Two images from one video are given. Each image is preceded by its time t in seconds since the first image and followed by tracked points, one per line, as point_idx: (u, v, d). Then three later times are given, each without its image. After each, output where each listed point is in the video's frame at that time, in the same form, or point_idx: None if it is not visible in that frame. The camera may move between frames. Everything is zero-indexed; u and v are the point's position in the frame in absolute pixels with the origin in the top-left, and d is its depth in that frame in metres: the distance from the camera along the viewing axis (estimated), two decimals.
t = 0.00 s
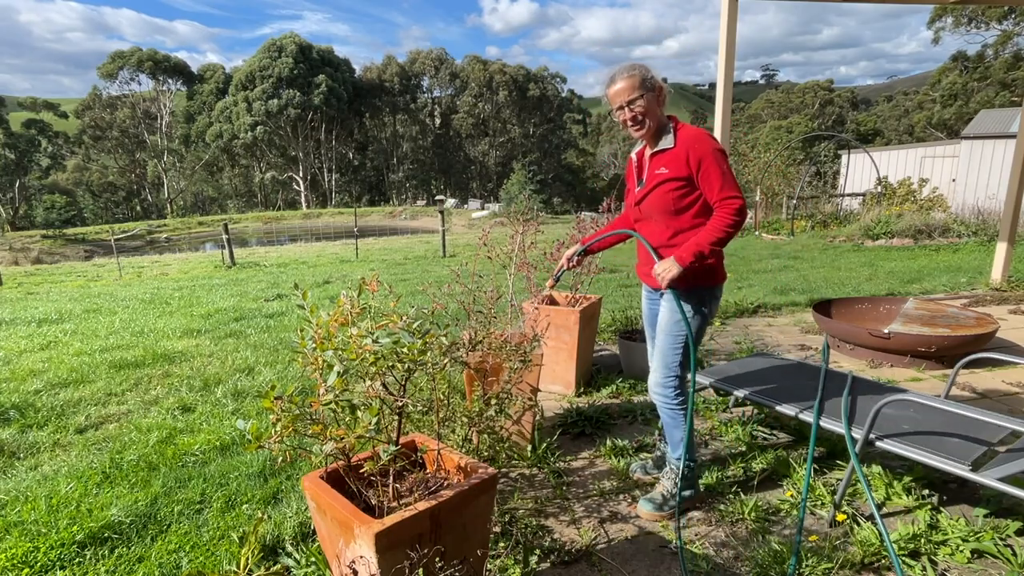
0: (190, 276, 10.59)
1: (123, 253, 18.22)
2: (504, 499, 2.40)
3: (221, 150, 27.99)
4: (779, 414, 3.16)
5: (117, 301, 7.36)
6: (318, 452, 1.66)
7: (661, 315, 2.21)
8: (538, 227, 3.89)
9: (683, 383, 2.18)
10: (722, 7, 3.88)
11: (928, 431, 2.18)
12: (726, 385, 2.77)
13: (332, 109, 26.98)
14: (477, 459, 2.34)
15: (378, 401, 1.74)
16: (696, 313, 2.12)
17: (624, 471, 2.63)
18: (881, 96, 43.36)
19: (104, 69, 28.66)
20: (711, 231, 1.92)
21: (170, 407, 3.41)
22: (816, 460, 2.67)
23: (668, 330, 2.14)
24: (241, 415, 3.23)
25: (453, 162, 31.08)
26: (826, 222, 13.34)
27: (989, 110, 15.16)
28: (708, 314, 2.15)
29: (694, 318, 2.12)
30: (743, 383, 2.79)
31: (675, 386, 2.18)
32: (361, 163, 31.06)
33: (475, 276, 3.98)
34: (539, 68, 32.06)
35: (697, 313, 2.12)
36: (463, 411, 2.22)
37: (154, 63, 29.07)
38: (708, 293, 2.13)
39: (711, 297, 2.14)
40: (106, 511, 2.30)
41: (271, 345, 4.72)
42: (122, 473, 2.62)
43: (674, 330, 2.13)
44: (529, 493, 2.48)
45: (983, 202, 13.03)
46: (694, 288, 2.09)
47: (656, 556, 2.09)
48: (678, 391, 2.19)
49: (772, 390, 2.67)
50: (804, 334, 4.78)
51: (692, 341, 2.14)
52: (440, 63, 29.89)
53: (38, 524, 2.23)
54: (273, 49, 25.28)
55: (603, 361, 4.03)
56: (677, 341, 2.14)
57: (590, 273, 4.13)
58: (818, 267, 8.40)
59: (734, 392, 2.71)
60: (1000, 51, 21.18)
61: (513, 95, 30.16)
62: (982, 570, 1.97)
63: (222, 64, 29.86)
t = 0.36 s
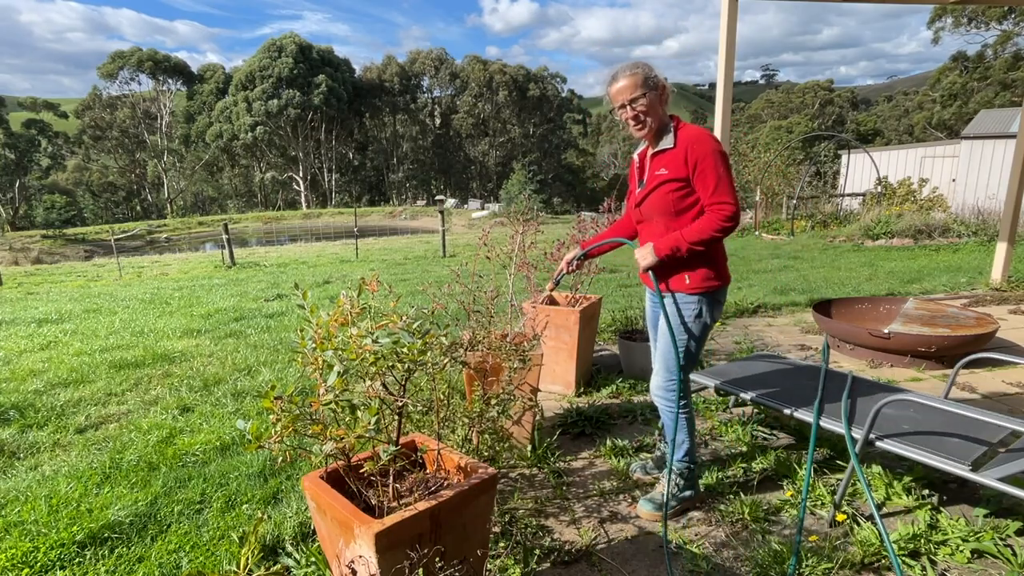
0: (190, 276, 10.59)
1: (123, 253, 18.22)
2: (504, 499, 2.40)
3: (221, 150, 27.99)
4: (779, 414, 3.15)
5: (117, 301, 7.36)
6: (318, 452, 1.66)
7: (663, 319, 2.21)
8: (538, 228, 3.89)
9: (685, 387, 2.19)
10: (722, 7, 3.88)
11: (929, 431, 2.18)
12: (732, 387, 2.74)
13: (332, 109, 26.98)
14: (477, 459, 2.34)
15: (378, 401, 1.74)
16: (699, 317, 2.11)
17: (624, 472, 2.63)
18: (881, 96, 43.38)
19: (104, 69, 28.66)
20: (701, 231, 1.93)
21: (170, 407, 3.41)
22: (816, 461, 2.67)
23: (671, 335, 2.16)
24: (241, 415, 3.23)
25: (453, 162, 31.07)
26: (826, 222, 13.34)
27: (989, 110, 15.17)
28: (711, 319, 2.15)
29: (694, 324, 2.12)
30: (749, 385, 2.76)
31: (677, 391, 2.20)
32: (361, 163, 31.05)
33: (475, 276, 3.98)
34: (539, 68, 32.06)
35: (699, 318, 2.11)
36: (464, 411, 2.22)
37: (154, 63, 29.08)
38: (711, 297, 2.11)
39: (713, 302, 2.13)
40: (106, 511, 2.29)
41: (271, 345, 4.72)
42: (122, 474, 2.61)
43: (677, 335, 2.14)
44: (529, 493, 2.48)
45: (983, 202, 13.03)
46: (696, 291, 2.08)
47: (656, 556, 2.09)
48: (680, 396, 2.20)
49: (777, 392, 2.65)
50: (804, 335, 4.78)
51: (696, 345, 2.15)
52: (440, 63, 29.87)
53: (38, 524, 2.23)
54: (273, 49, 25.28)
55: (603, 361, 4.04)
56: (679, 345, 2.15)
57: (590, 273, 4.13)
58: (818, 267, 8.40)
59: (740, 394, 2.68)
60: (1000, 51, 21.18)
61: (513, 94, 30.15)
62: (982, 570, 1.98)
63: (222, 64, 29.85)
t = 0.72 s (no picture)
0: (190, 276, 10.59)
1: (123, 253, 18.22)
2: (504, 499, 2.40)
3: (221, 150, 27.99)
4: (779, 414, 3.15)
5: (117, 302, 7.35)
6: (318, 451, 1.67)
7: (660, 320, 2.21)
8: (538, 228, 3.89)
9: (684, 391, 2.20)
10: (722, 7, 3.88)
11: (928, 432, 2.18)
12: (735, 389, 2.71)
13: (332, 109, 26.97)
14: (477, 459, 2.34)
15: (378, 401, 1.74)
16: (698, 319, 2.11)
17: (625, 472, 2.62)
18: (881, 96, 43.38)
19: (104, 69, 28.65)
20: (696, 231, 1.95)
21: (169, 407, 3.41)
22: (816, 460, 2.67)
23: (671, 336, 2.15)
24: (242, 415, 3.24)
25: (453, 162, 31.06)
26: (826, 222, 13.34)
27: (989, 110, 15.17)
28: (711, 322, 2.15)
29: (694, 327, 2.12)
30: (748, 385, 2.76)
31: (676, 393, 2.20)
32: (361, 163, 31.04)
33: (475, 276, 3.98)
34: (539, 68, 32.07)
35: (697, 322, 2.11)
36: (463, 412, 2.22)
37: (154, 63, 29.09)
38: (709, 301, 2.11)
39: (712, 306, 2.14)
40: (107, 511, 2.30)
41: (271, 345, 4.72)
42: (122, 474, 2.62)
43: (677, 335, 2.14)
44: (530, 493, 2.48)
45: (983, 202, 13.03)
46: (696, 294, 2.08)
47: (655, 556, 2.09)
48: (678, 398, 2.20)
49: (778, 393, 2.65)
50: (804, 335, 4.79)
51: (695, 346, 2.16)
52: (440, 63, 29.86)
53: (38, 524, 2.23)
54: (273, 49, 25.29)
55: (603, 361, 4.04)
56: (677, 347, 2.16)
57: (590, 273, 4.12)
58: (818, 267, 8.40)
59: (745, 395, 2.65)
60: (999, 51, 21.17)
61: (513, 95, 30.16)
62: (982, 570, 1.98)
63: (222, 64, 29.85)
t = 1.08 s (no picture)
0: (190, 276, 10.59)
1: (123, 253, 18.22)
2: (504, 499, 2.40)
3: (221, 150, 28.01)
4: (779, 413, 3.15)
5: (117, 301, 7.36)
6: (318, 451, 1.67)
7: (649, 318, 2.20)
8: (538, 228, 3.88)
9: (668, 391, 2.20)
10: (722, 7, 3.88)
11: (928, 432, 2.17)
12: (722, 384, 2.70)
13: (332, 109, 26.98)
14: (477, 459, 2.34)
15: (378, 401, 1.74)
16: (686, 318, 2.11)
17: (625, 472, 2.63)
18: (881, 96, 43.37)
19: (104, 69, 28.66)
20: (685, 231, 1.96)
21: (169, 407, 3.41)
22: (816, 460, 2.66)
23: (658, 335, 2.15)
24: (241, 415, 3.24)
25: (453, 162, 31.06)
26: (826, 222, 13.34)
27: (989, 110, 15.17)
28: (697, 322, 2.14)
29: (682, 326, 2.12)
30: (736, 380, 2.77)
31: (659, 392, 2.19)
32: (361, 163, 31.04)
33: (475, 276, 3.98)
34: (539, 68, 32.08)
35: (685, 321, 2.11)
36: (463, 412, 2.22)
37: (154, 63, 29.14)
38: (698, 301, 2.12)
39: (700, 307, 2.14)
40: (107, 511, 2.30)
41: (271, 345, 4.72)
42: (122, 473, 2.62)
43: (664, 333, 2.14)
44: (530, 493, 2.48)
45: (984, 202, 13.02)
46: (683, 293, 2.08)
47: (655, 556, 2.09)
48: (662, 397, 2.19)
49: (764, 389, 2.63)
50: (804, 335, 4.79)
51: (681, 345, 2.16)
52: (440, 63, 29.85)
53: (38, 524, 2.23)
54: (273, 49, 25.30)
55: (604, 361, 4.03)
56: (666, 346, 2.15)
57: (591, 273, 4.12)
58: (818, 267, 8.40)
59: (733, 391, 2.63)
60: (999, 51, 21.18)
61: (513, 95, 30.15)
62: (983, 570, 1.98)
63: (222, 64, 29.85)
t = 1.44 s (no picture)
0: (190, 276, 10.60)
1: (123, 253, 18.22)
2: (504, 499, 2.39)
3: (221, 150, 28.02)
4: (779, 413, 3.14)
5: (117, 301, 7.35)
6: (318, 451, 1.67)
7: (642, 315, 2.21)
8: (538, 228, 3.88)
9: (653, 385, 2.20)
10: (721, 7, 3.88)
11: (930, 433, 2.16)
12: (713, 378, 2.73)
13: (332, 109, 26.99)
14: (477, 459, 2.34)
15: (378, 401, 1.74)
16: (677, 312, 2.11)
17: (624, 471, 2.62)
18: (882, 96, 43.38)
19: (104, 69, 28.66)
20: (671, 232, 1.96)
21: (169, 407, 3.40)
22: (816, 460, 2.66)
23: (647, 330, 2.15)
24: (241, 415, 3.24)
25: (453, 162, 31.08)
26: (826, 222, 13.34)
27: (989, 110, 15.18)
28: (686, 313, 2.15)
29: (670, 318, 2.12)
30: (730, 376, 2.77)
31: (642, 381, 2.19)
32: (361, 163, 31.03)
33: (475, 276, 3.98)
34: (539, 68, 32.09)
35: (674, 313, 2.11)
36: (462, 412, 2.21)
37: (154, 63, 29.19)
38: (689, 296, 2.12)
39: (691, 300, 2.14)
40: (106, 511, 2.30)
41: (271, 345, 4.72)
42: (122, 473, 2.62)
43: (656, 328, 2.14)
44: (530, 493, 2.48)
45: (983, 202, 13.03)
46: (674, 289, 2.08)
47: (655, 556, 2.09)
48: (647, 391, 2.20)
49: (751, 385, 2.65)
50: (804, 335, 4.79)
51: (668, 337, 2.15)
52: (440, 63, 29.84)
53: (38, 524, 2.23)
54: (273, 50, 25.31)
55: (604, 361, 4.03)
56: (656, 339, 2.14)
57: (591, 272, 4.12)
58: (819, 267, 8.40)
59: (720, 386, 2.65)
60: (998, 51, 21.19)
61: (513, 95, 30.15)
62: (982, 570, 1.98)
63: (222, 64, 29.86)
